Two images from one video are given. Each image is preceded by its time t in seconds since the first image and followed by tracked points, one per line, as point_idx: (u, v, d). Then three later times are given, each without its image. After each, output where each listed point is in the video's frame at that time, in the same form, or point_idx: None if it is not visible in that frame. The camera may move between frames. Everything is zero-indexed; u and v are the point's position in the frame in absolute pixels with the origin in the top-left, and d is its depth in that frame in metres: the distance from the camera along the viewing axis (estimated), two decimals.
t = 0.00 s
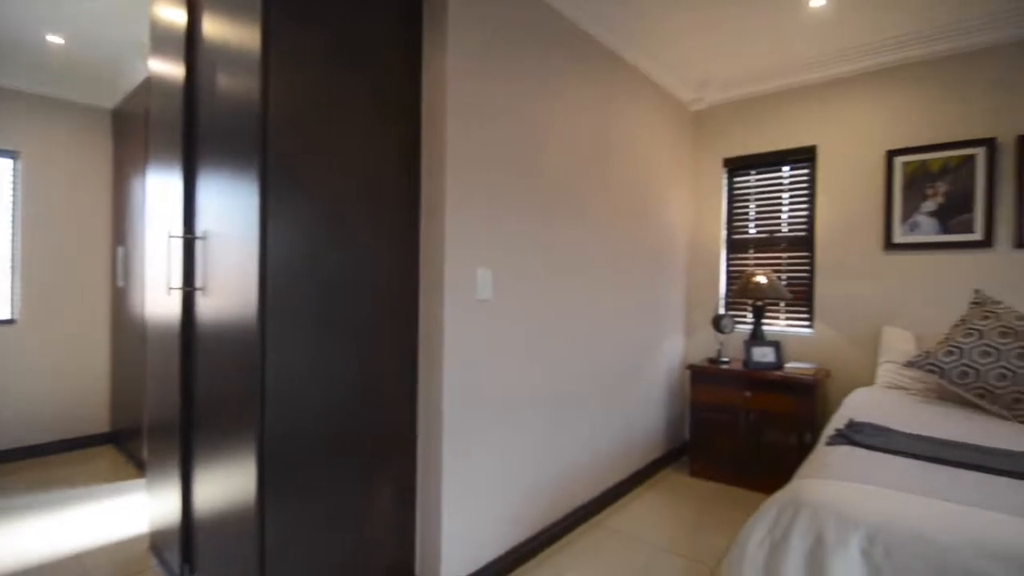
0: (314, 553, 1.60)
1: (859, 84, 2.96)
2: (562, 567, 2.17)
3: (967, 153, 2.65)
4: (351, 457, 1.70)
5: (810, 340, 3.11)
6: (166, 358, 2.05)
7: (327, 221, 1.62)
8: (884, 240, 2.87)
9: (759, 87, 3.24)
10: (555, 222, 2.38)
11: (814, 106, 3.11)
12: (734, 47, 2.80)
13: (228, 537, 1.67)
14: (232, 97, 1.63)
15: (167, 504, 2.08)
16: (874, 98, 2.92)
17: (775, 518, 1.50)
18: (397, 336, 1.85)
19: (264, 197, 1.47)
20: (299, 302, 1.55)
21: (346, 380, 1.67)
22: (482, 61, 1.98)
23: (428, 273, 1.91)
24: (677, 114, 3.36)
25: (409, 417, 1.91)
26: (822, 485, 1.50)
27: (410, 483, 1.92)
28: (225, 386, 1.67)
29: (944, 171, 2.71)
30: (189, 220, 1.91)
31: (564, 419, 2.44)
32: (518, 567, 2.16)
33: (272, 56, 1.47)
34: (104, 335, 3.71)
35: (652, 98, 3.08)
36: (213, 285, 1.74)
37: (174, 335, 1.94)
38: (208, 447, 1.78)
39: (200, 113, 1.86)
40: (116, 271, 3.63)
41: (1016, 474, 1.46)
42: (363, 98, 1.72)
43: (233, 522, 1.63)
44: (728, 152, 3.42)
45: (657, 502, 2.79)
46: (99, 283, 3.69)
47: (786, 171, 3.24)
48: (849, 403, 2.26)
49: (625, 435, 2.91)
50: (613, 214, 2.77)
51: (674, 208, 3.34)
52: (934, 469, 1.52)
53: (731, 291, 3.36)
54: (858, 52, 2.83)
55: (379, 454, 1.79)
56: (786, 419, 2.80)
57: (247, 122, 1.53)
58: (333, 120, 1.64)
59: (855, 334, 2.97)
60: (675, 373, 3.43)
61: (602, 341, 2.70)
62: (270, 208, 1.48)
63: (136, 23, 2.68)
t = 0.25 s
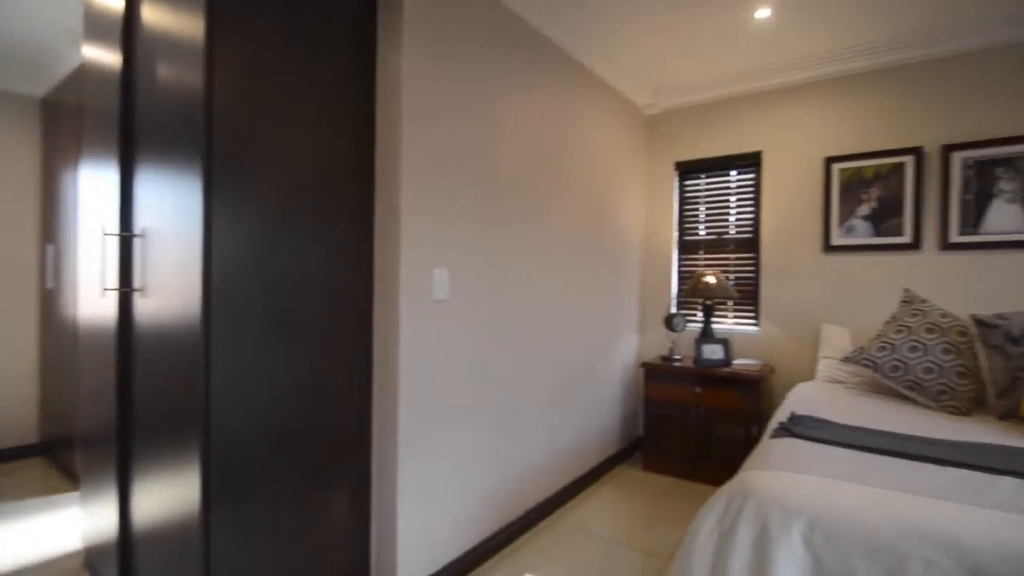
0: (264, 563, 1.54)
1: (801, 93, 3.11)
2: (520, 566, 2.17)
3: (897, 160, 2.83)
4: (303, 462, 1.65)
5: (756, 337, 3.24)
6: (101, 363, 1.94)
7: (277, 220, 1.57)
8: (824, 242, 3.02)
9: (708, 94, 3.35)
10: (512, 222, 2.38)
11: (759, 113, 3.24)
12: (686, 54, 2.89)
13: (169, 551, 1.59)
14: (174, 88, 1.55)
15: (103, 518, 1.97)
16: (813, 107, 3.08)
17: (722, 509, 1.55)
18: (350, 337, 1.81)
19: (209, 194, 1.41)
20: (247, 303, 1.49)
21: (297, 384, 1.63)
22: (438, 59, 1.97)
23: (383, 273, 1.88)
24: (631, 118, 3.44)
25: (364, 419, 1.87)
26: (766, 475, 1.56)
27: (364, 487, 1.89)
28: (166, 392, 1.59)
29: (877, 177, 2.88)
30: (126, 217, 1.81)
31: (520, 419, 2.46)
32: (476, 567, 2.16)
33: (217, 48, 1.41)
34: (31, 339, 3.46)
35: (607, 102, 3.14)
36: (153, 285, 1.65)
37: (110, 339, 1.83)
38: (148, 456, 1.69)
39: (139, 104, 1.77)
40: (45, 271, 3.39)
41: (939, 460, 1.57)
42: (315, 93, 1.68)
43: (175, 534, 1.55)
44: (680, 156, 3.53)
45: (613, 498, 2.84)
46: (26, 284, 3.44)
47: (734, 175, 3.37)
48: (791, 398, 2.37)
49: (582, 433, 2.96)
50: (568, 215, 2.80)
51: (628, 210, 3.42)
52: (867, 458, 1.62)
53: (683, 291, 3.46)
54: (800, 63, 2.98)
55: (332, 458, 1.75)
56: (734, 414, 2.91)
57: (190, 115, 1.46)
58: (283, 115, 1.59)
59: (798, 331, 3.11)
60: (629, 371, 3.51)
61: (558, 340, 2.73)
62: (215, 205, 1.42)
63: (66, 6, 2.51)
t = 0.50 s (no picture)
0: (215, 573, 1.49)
1: (753, 100, 3.23)
2: (482, 566, 2.17)
3: (841, 166, 2.98)
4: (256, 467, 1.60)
5: (711, 335, 3.34)
6: (34, 368, 1.82)
7: (228, 217, 1.52)
8: (773, 243, 3.15)
9: (666, 98, 3.43)
10: (472, 222, 2.38)
11: (713, 118, 3.35)
12: (644, 59, 2.95)
13: (112, 564, 1.51)
14: (116, 78, 1.48)
15: (38, 533, 1.85)
16: (764, 114, 3.20)
17: (679, 502, 1.59)
18: (307, 338, 1.77)
19: (154, 190, 1.35)
20: (195, 303, 1.44)
21: (249, 386, 1.58)
22: (397, 57, 1.94)
23: (341, 272, 1.84)
24: (591, 121, 3.49)
25: (321, 422, 1.83)
26: (719, 468, 1.61)
27: (322, 491, 1.85)
28: (107, 397, 1.51)
29: (823, 181, 3.02)
30: (63, 214, 1.71)
31: (482, 419, 2.46)
32: (438, 569, 2.14)
33: (163, 37, 1.35)
34: None
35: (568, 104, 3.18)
36: (93, 285, 1.57)
37: (45, 342, 1.73)
38: (88, 465, 1.61)
39: (78, 94, 1.68)
40: None
41: (878, 450, 1.66)
42: (269, 87, 1.63)
43: (118, 546, 1.48)
44: (638, 159, 3.60)
45: (574, 495, 2.88)
46: None
47: (689, 178, 3.47)
48: (743, 393, 2.45)
49: (543, 432, 2.98)
50: (529, 215, 2.82)
51: (589, 210, 3.47)
52: (813, 449, 1.69)
53: (641, 291, 3.54)
54: (752, 71, 3.09)
55: (287, 463, 1.71)
56: (691, 409, 3.00)
57: (133, 107, 1.39)
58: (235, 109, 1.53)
59: (750, 329, 3.23)
60: (590, 370, 3.56)
61: (518, 340, 2.74)
62: (160, 202, 1.36)
63: None
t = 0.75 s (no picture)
0: None
1: (714, 105, 3.32)
2: (448, 568, 2.16)
3: (796, 170, 3.09)
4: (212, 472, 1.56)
5: (674, 334, 3.42)
6: None
7: (182, 215, 1.47)
8: (733, 244, 3.24)
9: (630, 102, 3.49)
10: (438, 221, 2.37)
11: (677, 121, 3.42)
12: (609, 62, 3.00)
13: None
14: (60, 68, 1.41)
15: None
16: (725, 118, 3.29)
17: (641, 498, 1.62)
18: (266, 340, 1.73)
19: (101, 185, 1.29)
20: (147, 303, 1.38)
21: (205, 390, 1.53)
22: (361, 54, 1.92)
23: (302, 271, 1.81)
24: (557, 122, 3.52)
25: (282, 426, 1.79)
26: (680, 463, 1.65)
27: (283, 496, 1.80)
28: (51, 403, 1.44)
29: (779, 185, 3.13)
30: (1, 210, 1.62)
31: (448, 420, 2.45)
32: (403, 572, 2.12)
33: (111, 27, 1.30)
34: None
35: (534, 105, 3.20)
36: (35, 285, 1.49)
37: None
38: (30, 475, 1.53)
39: (17, 84, 1.59)
40: None
41: (830, 443, 1.73)
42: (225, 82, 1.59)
43: (62, 559, 1.41)
44: (604, 161, 3.65)
45: (541, 494, 2.89)
46: None
47: (653, 180, 3.53)
48: (704, 390, 2.52)
49: (509, 431, 2.99)
50: (495, 215, 2.82)
51: (555, 211, 3.50)
52: (769, 443, 1.75)
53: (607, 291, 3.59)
54: (713, 76, 3.18)
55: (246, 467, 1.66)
56: (655, 407, 3.06)
57: (79, 98, 1.33)
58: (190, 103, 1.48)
59: (711, 328, 3.32)
60: (557, 369, 3.59)
61: (484, 341, 2.74)
62: (109, 198, 1.30)
63: None
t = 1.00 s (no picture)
0: None
1: (676, 109, 3.40)
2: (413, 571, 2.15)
3: (753, 174, 3.19)
4: (166, 478, 1.50)
5: (639, 333, 3.48)
6: None
7: (133, 211, 1.41)
8: (694, 245, 3.32)
9: (595, 104, 3.54)
10: (404, 221, 2.35)
11: (641, 124, 3.48)
12: (574, 64, 3.03)
13: None
14: None
15: None
16: (687, 122, 3.37)
17: (605, 494, 1.65)
18: (223, 341, 1.68)
19: (44, 179, 1.23)
20: (94, 302, 1.33)
21: (157, 393, 1.47)
22: (323, 50, 1.88)
23: (262, 271, 1.76)
24: (524, 123, 3.53)
25: (240, 430, 1.74)
26: (643, 459, 1.68)
27: (242, 501, 1.76)
28: None
29: (738, 187, 3.23)
30: None
31: (413, 421, 2.43)
32: None
33: (54, 14, 1.24)
34: None
35: (500, 105, 3.20)
36: None
37: None
38: None
39: None
40: None
41: (784, 436, 1.80)
42: (179, 75, 1.54)
43: None
44: (569, 162, 3.69)
45: (508, 494, 2.90)
46: None
47: (618, 182, 3.59)
48: (667, 388, 2.57)
49: (476, 432, 2.99)
50: (461, 215, 2.82)
51: (521, 211, 3.51)
52: (727, 438, 1.81)
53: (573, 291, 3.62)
54: (675, 80, 3.25)
55: (202, 473, 1.61)
56: (620, 405, 3.11)
57: (19, 88, 1.27)
58: (141, 96, 1.43)
59: (673, 327, 3.39)
60: (523, 369, 3.61)
61: (451, 341, 2.73)
62: (52, 192, 1.24)
63: None
